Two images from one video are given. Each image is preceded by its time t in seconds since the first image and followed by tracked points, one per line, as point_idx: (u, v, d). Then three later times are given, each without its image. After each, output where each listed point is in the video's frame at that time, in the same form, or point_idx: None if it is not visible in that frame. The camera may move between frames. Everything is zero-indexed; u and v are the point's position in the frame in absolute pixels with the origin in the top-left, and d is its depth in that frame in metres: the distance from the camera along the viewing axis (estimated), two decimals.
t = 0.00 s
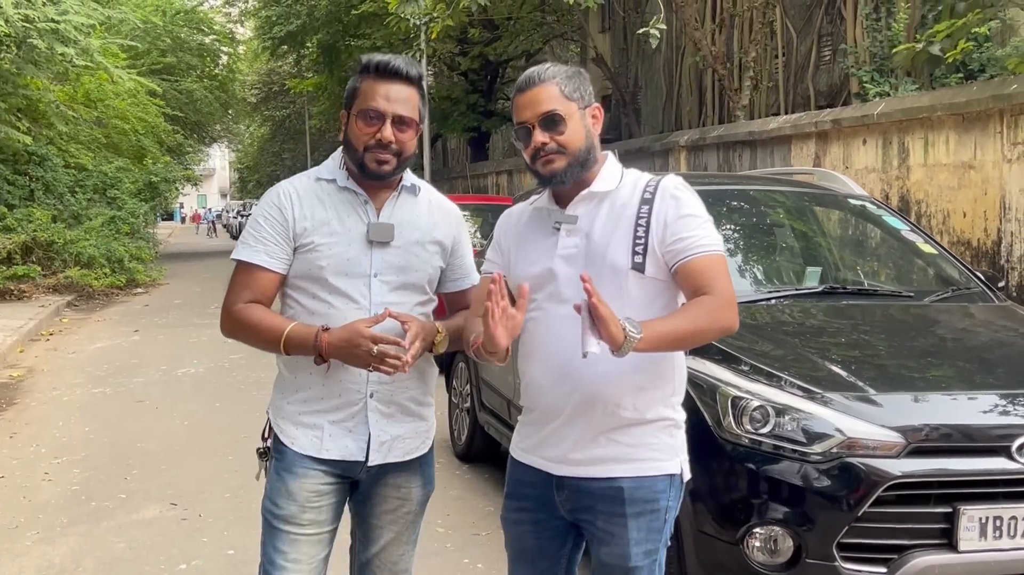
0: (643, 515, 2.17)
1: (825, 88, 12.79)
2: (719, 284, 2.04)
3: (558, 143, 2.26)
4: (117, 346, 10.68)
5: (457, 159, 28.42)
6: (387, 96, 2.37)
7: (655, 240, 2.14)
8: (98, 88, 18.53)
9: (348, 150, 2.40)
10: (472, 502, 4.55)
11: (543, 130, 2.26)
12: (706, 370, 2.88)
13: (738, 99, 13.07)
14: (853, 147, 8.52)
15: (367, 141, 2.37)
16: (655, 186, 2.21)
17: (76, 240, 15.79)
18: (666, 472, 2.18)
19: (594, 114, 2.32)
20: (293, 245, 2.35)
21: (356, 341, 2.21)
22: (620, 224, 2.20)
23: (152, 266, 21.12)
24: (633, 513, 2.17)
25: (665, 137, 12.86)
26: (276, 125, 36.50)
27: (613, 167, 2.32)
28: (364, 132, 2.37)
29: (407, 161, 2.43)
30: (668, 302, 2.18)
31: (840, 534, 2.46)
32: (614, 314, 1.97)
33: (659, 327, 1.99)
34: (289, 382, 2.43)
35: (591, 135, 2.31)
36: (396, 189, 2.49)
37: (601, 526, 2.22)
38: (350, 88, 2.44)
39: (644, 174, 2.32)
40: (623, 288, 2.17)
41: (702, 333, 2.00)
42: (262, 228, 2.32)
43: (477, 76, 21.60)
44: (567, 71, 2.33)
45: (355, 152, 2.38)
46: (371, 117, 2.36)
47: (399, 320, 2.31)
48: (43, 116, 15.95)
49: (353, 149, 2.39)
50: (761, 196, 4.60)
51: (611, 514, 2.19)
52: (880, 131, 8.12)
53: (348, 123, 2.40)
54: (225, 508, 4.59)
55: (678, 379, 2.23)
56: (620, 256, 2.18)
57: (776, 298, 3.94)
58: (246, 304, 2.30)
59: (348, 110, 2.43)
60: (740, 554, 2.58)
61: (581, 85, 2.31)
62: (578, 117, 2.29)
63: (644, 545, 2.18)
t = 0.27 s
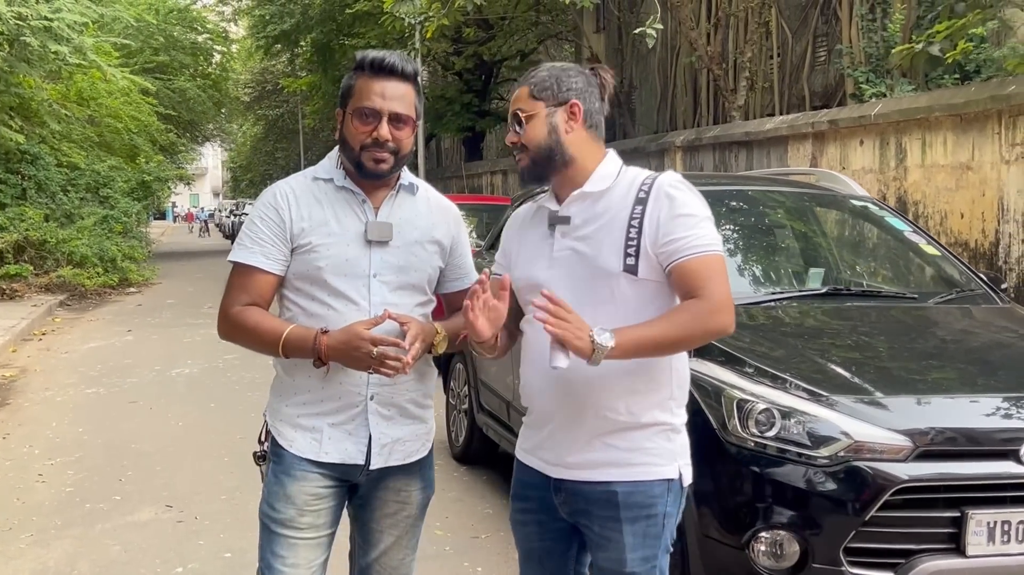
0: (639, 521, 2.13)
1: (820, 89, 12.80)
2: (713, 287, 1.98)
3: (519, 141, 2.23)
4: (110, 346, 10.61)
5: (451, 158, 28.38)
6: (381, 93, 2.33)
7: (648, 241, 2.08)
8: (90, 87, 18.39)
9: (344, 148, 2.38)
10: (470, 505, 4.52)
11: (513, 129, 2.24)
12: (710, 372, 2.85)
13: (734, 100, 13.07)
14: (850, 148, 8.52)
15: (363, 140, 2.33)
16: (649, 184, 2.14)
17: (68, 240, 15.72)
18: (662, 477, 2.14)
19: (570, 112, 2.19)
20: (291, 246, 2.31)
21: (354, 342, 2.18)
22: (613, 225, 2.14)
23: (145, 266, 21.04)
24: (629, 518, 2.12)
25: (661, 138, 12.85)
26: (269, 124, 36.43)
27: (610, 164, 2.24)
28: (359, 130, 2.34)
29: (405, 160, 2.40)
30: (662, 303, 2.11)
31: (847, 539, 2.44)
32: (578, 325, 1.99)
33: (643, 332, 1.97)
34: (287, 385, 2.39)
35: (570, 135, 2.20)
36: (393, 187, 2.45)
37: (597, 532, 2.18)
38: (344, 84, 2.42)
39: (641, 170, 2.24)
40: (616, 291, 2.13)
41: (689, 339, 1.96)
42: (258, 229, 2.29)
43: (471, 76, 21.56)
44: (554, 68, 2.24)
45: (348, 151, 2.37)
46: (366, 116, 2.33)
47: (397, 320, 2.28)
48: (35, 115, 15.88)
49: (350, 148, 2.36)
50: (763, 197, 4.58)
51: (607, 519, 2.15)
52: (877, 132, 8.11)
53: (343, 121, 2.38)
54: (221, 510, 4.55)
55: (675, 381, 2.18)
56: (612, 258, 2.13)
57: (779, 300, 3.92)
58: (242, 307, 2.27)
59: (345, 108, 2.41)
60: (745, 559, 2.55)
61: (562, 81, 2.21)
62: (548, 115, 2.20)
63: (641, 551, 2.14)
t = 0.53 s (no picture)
0: (629, 526, 2.06)
1: (814, 87, 12.80)
2: (687, 280, 1.88)
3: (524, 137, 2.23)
4: (102, 343, 10.54)
5: (444, 155, 28.32)
6: (381, 88, 2.29)
7: (627, 234, 2.02)
8: (82, 82, 18.25)
9: (343, 143, 2.34)
10: (467, 504, 4.49)
11: (522, 125, 2.23)
12: (714, 372, 2.83)
13: (729, 97, 13.06)
14: (846, 146, 8.51)
15: (363, 135, 2.30)
16: (636, 176, 2.08)
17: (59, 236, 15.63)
18: (653, 481, 2.06)
19: (577, 108, 2.16)
20: (288, 242, 2.27)
21: (352, 341, 2.15)
22: (597, 219, 2.09)
23: (137, 262, 20.96)
24: (618, 522, 2.07)
25: (656, 135, 12.84)
26: (262, 120, 36.32)
27: (614, 157, 2.17)
28: (358, 126, 2.30)
29: (405, 154, 2.37)
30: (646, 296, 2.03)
31: (853, 540, 2.42)
32: (539, 313, 2.04)
33: (606, 324, 1.95)
34: (282, 384, 2.35)
35: (577, 131, 2.17)
36: (392, 183, 2.41)
37: (590, 535, 2.14)
38: (343, 77, 2.38)
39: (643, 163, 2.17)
40: (596, 285, 2.08)
41: (651, 333, 1.89)
42: (256, 225, 2.24)
43: (465, 72, 21.50)
44: (561, 64, 2.21)
45: (346, 146, 2.33)
46: (368, 110, 2.29)
47: (399, 320, 2.26)
48: (27, 111, 15.81)
49: (350, 144, 2.32)
50: (766, 195, 4.55)
51: (596, 523, 2.10)
52: (874, 130, 8.11)
53: (341, 115, 2.34)
54: (217, 509, 4.51)
55: (669, 378, 2.08)
56: (595, 252, 2.08)
57: (783, 299, 3.89)
58: (238, 305, 2.23)
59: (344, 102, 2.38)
60: (750, 560, 2.52)
61: (569, 76, 2.17)
62: (553, 111, 2.17)
63: (632, 556, 2.07)
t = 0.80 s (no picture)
0: (630, 528, 2.04)
1: (808, 82, 12.78)
2: (694, 286, 1.86)
3: (536, 133, 2.19)
4: (94, 338, 10.49)
5: (437, 150, 28.26)
6: (390, 81, 2.26)
7: (635, 236, 1.99)
8: (73, 75, 18.12)
9: (348, 138, 2.30)
10: (464, 501, 4.47)
11: (530, 118, 2.19)
12: (714, 368, 2.82)
13: (724, 93, 13.04)
14: (842, 141, 8.50)
15: (370, 130, 2.26)
16: (647, 176, 2.04)
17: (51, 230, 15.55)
18: (657, 484, 2.03)
19: (589, 104, 2.13)
20: (290, 236, 2.23)
21: (355, 338, 2.12)
22: (605, 219, 2.06)
23: (128, 256, 20.86)
24: (619, 524, 2.05)
25: (650, 130, 12.82)
26: (254, 114, 36.17)
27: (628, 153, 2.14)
28: (364, 120, 2.27)
29: (410, 150, 2.34)
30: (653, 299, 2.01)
31: (856, 539, 2.41)
32: (539, 315, 2.03)
33: (608, 328, 1.94)
34: (282, 382, 2.31)
35: (589, 127, 2.14)
36: (395, 180, 2.38)
37: (591, 537, 2.12)
38: (349, 70, 2.35)
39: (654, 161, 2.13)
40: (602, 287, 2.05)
41: (654, 338, 1.88)
42: (257, 219, 2.20)
43: (458, 66, 21.43)
44: (574, 57, 2.17)
45: (351, 141, 2.30)
46: (375, 105, 2.25)
47: (403, 319, 2.23)
48: (18, 104, 15.72)
49: (356, 138, 2.28)
50: (766, 191, 4.51)
51: (599, 524, 2.08)
52: (869, 125, 8.10)
53: (347, 109, 2.31)
54: (212, 506, 4.48)
55: (673, 381, 2.05)
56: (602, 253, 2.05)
57: (783, 295, 3.87)
58: (239, 300, 2.18)
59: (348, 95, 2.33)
60: (753, 560, 2.50)
61: (581, 70, 2.14)
62: (565, 106, 2.13)
63: (635, 558, 2.05)
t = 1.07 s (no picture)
0: (644, 530, 2.03)
1: (803, 75, 12.76)
2: (716, 292, 1.86)
3: (551, 129, 2.16)
4: (87, 331, 10.43)
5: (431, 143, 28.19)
6: (404, 80, 2.22)
7: (656, 238, 1.98)
8: (65, 66, 18.00)
9: (359, 134, 2.24)
10: (463, 498, 4.45)
11: (543, 111, 2.16)
12: (718, 367, 2.81)
13: (720, 86, 13.01)
14: (838, 135, 8.49)
15: (386, 130, 2.21)
16: (668, 177, 2.02)
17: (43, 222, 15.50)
18: (671, 486, 2.02)
19: (605, 98, 2.11)
20: (297, 232, 2.19)
21: (370, 340, 2.11)
22: (623, 219, 2.04)
23: (120, 249, 20.78)
24: (633, 526, 2.04)
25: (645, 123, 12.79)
26: (246, 106, 36.03)
27: (644, 152, 2.13)
28: (378, 116, 2.21)
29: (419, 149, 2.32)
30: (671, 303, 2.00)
31: (862, 539, 2.41)
32: (556, 316, 2.00)
33: (630, 332, 1.92)
34: (279, 380, 2.27)
35: (604, 124, 2.12)
36: (397, 177, 2.35)
37: (602, 538, 2.11)
38: (355, 63, 2.28)
39: (669, 160, 2.12)
40: (620, 288, 2.04)
41: (676, 344, 1.88)
42: (264, 214, 2.14)
43: (452, 58, 21.34)
44: (590, 50, 2.14)
45: (361, 137, 2.24)
46: (390, 104, 2.21)
47: (414, 320, 2.23)
48: (9, 95, 15.70)
49: (369, 137, 2.22)
50: (766, 186, 4.47)
51: (611, 526, 2.07)
52: (866, 119, 8.09)
53: (357, 103, 2.24)
54: (208, 502, 4.45)
55: (688, 384, 2.05)
56: (620, 254, 2.03)
57: (784, 292, 3.86)
58: (245, 300, 2.12)
59: (353, 90, 2.26)
60: (757, 560, 2.48)
61: (597, 64, 2.11)
62: (580, 101, 2.11)
63: (648, 560, 2.04)
